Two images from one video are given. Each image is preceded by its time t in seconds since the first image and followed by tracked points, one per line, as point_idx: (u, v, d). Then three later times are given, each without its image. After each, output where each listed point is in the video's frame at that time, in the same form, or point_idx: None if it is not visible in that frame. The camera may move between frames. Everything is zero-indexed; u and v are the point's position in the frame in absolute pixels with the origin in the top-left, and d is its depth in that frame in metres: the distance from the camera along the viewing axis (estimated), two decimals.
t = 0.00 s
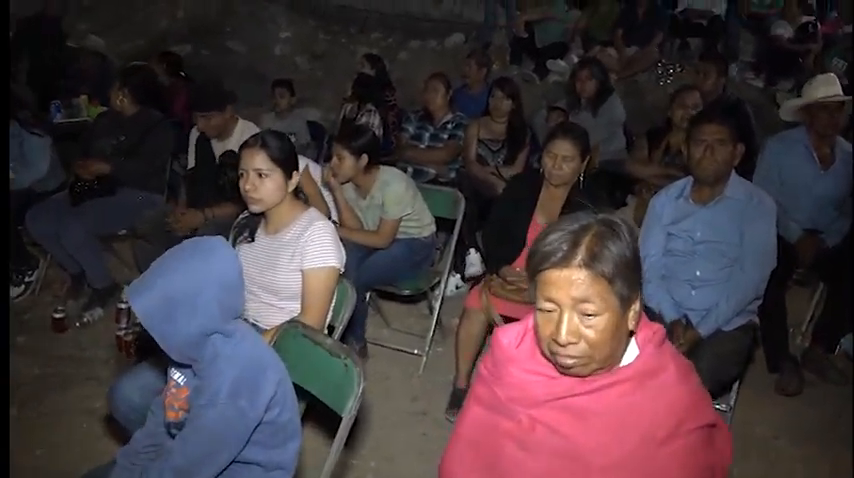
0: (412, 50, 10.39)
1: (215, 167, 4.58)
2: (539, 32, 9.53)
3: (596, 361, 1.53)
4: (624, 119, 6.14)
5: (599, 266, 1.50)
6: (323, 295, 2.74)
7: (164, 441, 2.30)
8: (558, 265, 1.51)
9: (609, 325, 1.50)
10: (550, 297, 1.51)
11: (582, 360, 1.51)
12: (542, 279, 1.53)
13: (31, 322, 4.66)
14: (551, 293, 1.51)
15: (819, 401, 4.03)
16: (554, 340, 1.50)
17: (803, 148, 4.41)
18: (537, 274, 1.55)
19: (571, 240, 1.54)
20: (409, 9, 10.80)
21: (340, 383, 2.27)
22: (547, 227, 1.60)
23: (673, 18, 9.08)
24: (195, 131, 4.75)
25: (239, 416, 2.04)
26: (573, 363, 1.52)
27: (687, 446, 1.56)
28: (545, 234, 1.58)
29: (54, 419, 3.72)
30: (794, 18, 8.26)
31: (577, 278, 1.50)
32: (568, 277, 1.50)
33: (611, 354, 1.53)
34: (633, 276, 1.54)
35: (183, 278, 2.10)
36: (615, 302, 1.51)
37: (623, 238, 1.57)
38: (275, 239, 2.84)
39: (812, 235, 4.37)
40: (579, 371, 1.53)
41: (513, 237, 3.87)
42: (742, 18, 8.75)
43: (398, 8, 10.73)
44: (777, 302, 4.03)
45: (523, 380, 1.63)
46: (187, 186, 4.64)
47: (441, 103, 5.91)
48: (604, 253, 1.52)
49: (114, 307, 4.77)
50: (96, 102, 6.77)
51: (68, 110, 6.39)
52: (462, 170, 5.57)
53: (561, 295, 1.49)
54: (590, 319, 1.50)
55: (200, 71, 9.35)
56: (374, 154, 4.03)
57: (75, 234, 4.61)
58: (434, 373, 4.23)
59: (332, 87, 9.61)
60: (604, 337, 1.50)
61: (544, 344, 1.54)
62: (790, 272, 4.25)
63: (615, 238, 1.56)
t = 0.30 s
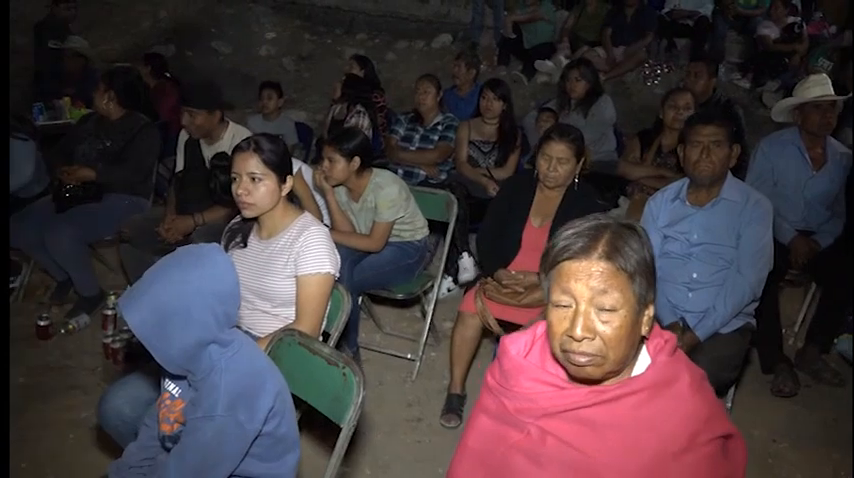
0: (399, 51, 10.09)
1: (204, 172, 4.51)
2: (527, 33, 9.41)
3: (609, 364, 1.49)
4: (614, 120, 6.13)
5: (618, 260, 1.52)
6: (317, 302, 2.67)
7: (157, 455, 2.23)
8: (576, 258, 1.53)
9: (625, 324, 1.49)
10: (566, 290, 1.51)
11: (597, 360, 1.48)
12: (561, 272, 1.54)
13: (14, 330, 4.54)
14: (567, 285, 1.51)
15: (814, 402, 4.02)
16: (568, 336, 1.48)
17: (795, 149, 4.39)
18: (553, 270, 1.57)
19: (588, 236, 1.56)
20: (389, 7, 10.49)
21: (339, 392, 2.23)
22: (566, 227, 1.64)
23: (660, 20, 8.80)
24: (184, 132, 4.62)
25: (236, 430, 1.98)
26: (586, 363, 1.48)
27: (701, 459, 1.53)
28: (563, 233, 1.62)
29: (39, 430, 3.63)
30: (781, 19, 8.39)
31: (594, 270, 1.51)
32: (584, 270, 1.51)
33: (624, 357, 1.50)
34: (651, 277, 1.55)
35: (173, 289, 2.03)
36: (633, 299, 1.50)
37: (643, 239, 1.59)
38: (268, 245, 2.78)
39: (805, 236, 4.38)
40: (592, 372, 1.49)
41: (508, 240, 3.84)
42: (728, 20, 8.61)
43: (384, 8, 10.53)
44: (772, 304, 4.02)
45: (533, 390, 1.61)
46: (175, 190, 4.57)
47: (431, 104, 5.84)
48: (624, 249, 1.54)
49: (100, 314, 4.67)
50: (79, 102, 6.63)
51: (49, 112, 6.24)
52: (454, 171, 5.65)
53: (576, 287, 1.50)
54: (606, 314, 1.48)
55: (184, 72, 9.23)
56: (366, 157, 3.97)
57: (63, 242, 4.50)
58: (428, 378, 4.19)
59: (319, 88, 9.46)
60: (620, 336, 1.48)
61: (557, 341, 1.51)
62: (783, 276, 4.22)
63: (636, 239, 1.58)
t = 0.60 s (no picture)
0: (380, 52, 10.02)
1: (190, 181, 4.40)
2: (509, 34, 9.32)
3: (637, 374, 1.48)
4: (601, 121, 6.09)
5: (648, 264, 1.50)
6: (316, 315, 2.60)
7: None
8: (604, 262, 1.51)
9: (654, 330, 1.47)
10: (594, 295, 1.50)
11: (625, 368, 1.47)
12: (589, 276, 1.53)
13: None
14: (595, 291, 1.50)
15: (812, 400, 4.02)
16: (596, 342, 1.47)
17: (785, 146, 4.38)
18: (579, 274, 1.55)
19: (616, 241, 1.55)
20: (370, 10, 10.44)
21: (342, 410, 2.15)
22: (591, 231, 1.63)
23: (642, 18, 8.84)
24: (167, 140, 4.51)
25: (240, 453, 1.90)
26: (614, 371, 1.47)
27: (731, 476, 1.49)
28: (588, 236, 1.60)
29: (25, 452, 3.50)
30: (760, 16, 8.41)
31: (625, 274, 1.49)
32: (613, 274, 1.50)
33: (652, 366, 1.48)
34: (680, 283, 1.53)
35: (171, 307, 1.95)
36: (663, 305, 1.49)
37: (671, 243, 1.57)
38: (263, 257, 2.70)
39: (798, 233, 4.39)
40: (620, 382, 1.47)
41: (503, 245, 3.79)
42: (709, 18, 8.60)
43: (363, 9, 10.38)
44: (767, 303, 4.02)
45: (554, 406, 1.58)
46: (160, 200, 4.46)
47: (417, 107, 5.70)
48: (654, 254, 1.52)
49: (84, 329, 4.54)
50: (55, 111, 6.46)
51: (24, 121, 6.07)
52: (442, 175, 5.54)
53: (606, 292, 1.48)
54: (635, 320, 1.47)
55: (162, 78, 9.06)
56: (357, 162, 3.89)
57: (45, 255, 4.37)
58: (423, 387, 4.12)
59: (300, 91, 9.31)
60: (649, 343, 1.46)
61: (584, 348, 1.50)
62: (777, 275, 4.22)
63: (665, 244, 1.56)
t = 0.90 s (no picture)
0: (358, 52, 9.93)
1: (172, 185, 4.30)
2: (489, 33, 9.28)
3: (663, 380, 1.44)
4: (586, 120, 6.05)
5: (676, 268, 1.50)
6: (312, 325, 2.53)
7: None
8: (631, 266, 1.51)
9: (681, 335, 1.45)
10: (620, 298, 1.48)
11: (652, 373, 1.43)
12: (614, 279, 1.51)
13: None
14: (621, 294, 1.48)
15: (802, 398, 4.03)
16: (623, 345, 1.44)
17: (772, 144, 4.39)
18: (604, 278, 1.54)
19: (640, 246, 1.54)
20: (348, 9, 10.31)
21: (344, 423, 2.09)
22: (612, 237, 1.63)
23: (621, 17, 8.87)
24: (148, 144, 4.41)
25: (241, 470, 1.83)
26: (640, 377, 1.43)
27: None
28: (609, 241, 1.60)
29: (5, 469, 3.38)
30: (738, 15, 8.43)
31: (654, 277, 1.48)
32: (640, 277, 1.48)
33: (678, 372, 1.45)
34: (705, 289, 1.52)
35: (167, 319, 1.87)
36: (690, 310, 1.48)
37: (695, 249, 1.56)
38: (255, 264, 2.62)
39: (785, 232, 4.41)
40: (645, 387, 1.43)
41: (494, 247, 3.75)
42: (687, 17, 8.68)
43: (340, 8, 10.24)
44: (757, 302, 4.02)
45: (573, 417, 1.55)
46: (141, 205, 4.35)
47: (401, 108, 5.63)
48: (679, 259, 1.51)
49: (63, 339, 4.41)
50: (27, 114, 6.28)
51: None
52: (427, 176, 5.47)
53: (634, 295, 1.47)
54: (663, 325, 1.45)
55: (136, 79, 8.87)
56: (345, 165, 3.82)
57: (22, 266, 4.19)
58: (414, 392, 4.05)
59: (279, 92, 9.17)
60: (677, 348, 1.44)
61: (608, 353, 1.47)
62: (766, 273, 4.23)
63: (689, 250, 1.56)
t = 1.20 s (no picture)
0: (342, 53, 9.86)
1: (161, 191, 4.22)
2: (473, 33, 9.24)
3: (691, 389, 1.49)
4: (575, 120, 6.03)
5: (703, 275, 1.55)
6: (311, 334, 2.47)
7: None
8: (658, 275, 1.56)
9: (709, 343, 1.50)
10: (648, 306, 1.54)
11: (681, 381, 1.48)
12: (642, 287, 1.57)
13: None
14: (648, 303, 1.54)
15: (798, 397, 4.05)
16: (652, 353, 1.50)
17: (764, 143, 4.42)
18: (629, 285, 1.60)
19: (666, 255, 1.59)
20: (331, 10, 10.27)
21: (351, 435, 2.04)
22: (634, 245, 1.69)
23: (605, 17, 8.93)
24: (136, 149, 4.34)
25: None
26: (668, 385, 1.48)
27: None
28: (633, 249, 1.66)
29: None
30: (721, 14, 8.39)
31: (681, 284, 1.54)
32: (667, 285, 1.54)
33: (706, 380, 1.50)
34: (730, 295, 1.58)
35: (172, 332, 1.82)
36: (717, 318, 1.52)
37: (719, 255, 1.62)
38: (255, 273, 2.57)
39: (777, 231, 4.42)
40: (674, 396, 1.48)
41: (491, 249, 3.71)
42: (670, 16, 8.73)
43: (323, 9, 10.14)
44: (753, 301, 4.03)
45: (596, 429, 1.59)
46: (129, 211, 4.28)
47: (391, 110, 5.58)
48: (705, 267, 1.56)
49: (51, 349, 4.32)
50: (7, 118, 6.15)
51: None
52: (418, 178, 5.43)
53: (662, 304, 1.52)
54: (691, 332, 1.50)
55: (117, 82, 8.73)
56: (339, 169, 3.76)
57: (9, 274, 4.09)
58: (411, 397, 4.00)
59: (263, 94, 9.07)
60: (706, 356, 1.49)
61: (636, 361, 1.52)
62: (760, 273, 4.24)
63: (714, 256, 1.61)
